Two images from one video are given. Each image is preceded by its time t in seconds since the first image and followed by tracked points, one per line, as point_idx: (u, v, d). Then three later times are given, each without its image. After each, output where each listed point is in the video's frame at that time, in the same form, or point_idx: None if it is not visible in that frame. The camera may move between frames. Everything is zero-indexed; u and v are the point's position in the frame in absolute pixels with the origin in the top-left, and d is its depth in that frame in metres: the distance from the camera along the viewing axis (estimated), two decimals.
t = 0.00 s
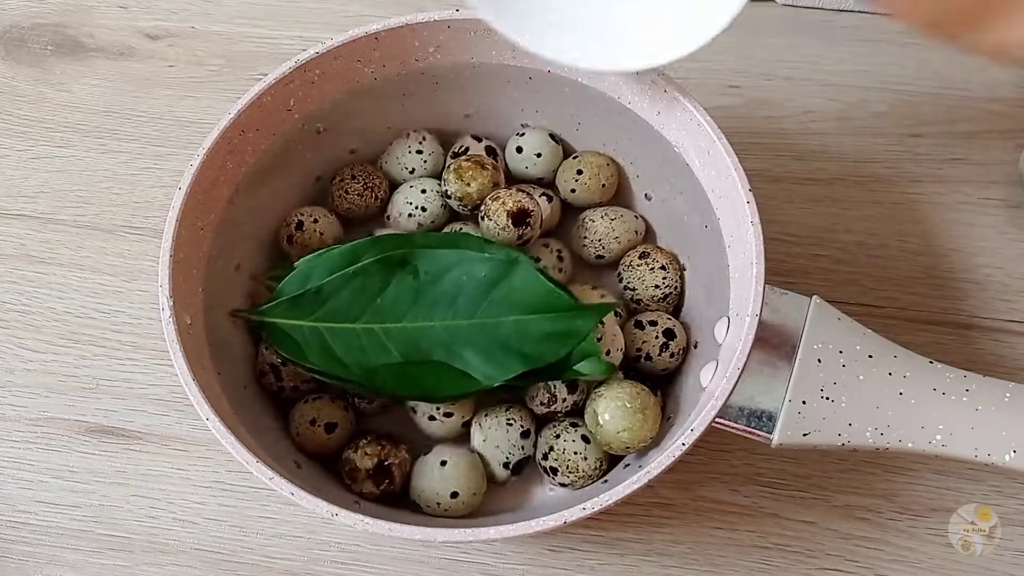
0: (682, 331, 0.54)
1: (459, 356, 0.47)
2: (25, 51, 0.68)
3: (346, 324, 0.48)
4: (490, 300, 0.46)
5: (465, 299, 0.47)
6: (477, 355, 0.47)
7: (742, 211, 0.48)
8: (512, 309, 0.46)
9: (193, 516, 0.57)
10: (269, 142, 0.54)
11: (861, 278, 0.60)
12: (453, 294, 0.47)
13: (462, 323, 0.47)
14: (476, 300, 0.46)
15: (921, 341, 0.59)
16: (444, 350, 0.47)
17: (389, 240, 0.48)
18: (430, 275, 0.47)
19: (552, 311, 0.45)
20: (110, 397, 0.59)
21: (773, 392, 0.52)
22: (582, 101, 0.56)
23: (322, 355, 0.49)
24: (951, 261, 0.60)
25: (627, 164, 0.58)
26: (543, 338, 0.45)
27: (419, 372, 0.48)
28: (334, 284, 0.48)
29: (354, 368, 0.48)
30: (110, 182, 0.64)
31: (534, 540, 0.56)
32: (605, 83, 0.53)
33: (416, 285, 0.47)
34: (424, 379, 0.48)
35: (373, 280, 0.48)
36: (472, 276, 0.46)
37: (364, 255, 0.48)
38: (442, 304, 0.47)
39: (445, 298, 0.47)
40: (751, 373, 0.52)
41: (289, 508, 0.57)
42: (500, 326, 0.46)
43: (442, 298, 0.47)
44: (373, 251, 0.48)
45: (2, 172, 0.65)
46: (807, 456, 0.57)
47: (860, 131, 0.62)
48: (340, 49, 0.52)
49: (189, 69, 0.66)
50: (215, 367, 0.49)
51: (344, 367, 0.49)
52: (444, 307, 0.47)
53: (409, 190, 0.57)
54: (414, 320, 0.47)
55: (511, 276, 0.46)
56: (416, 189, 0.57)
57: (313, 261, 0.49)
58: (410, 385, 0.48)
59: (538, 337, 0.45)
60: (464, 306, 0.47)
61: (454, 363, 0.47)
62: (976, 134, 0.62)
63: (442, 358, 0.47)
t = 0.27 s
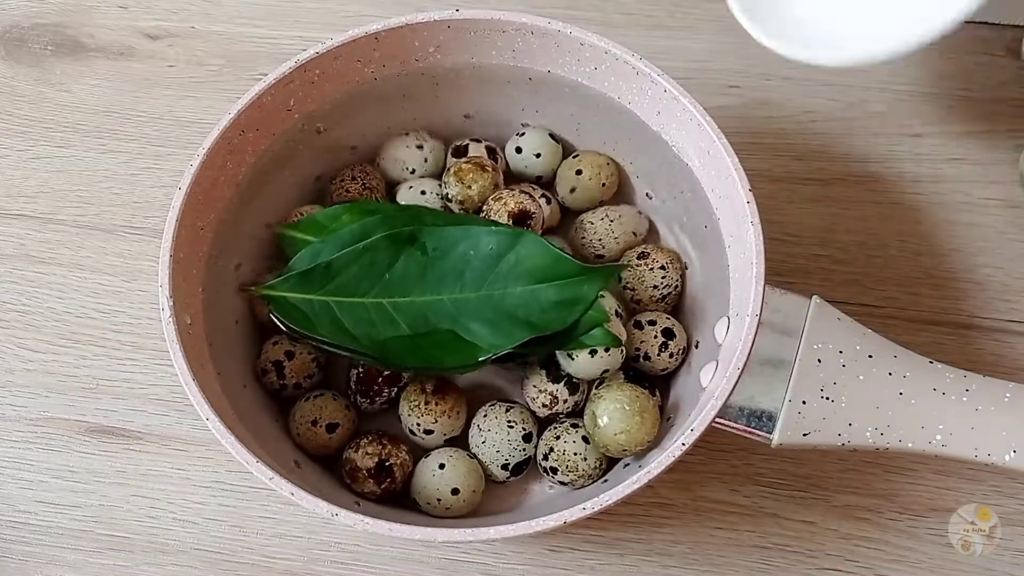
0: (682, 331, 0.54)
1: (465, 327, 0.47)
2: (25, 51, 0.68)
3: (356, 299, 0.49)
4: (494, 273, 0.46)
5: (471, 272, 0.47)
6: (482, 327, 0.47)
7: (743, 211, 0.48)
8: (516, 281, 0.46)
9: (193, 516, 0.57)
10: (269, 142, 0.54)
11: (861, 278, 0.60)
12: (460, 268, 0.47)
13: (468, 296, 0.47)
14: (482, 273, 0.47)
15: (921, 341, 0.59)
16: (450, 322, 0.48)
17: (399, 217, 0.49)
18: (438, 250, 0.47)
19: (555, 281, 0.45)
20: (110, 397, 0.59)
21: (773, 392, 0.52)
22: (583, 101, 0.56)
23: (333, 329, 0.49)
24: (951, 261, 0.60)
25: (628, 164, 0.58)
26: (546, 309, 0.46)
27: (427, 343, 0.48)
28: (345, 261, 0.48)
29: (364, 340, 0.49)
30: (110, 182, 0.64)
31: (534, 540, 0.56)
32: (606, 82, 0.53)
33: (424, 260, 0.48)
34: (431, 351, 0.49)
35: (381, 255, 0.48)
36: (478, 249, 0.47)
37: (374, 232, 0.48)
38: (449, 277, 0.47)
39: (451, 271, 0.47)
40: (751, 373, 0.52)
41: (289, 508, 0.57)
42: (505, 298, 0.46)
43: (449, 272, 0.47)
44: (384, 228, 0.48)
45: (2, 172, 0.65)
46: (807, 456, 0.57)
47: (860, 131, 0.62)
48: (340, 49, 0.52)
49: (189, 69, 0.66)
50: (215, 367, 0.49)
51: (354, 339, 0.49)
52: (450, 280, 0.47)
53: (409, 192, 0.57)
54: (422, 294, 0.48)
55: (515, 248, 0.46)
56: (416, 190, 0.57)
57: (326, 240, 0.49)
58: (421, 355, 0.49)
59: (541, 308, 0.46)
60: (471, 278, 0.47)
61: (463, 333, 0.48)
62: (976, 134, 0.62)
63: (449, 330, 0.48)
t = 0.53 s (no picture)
0: (682, 331, 0.54)
1: (470, 312, 0.46)
2: (25, 51, 0.68)
3: (360, 285, 0.48)
4: (499, 257, 0.46)
5: (475, 257, 0.46)
6: (487, 312, 0.46)
7: (743, 212, 0.48)
8: (520, 266, 0.45)
9: (193, 516, 0.57)
10: (269, 142, 0.54)
11: (861, 278, 0.60)
12: (464, 252, 0.46)
13: (472, 280, 0.46)
14: (486, 259, 0.46)
15: (921, 341, 0.59)
16: (456, 306, 0.47)
17: (403, 203, 0.48)
18: (442, 235, 0.47)
19: (560, 265, 0.45)
20: (110, 397, 0.59)
21: (773, 392, 0.52)
22: (583, 100, 0.56)
23: (336, 314, 0.48)
24: (951, 261, 0.60)
25: (628, 164, 0.58)
26: (552, 294, 0.45)
27: (433, 329, 0.48)
28: (349, 246, 0.47)
29: (368, 326, 0.48)
30: (110, 182, 0.64)
31: (534, 540, 0.56)
32: (606, 82, 0.53)
33: (429, 245, 0.47)
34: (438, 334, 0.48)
35: (385, 241, 0.47)
36: (482, 234, 0.46)
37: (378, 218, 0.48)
38: (453, 262, 0.47)
39: (455, 256, 0.47)
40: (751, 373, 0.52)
41: (289, 508, 0.57)
42: (510, 282, 0.45)
43: (453, 258, 0.47)
44: (388, 214, 0.48)
45: (2, 172, 0.65)
46: (807, 456, 0.57)
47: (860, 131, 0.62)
48: (340, 49, 0.52)
49: (189, 69, 0.66)
50: (215, 367, 0.49)
51: (359, 325, 0.48)
52: (455, 264, 0.47)
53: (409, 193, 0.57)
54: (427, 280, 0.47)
55: (519, 232, 0.45)
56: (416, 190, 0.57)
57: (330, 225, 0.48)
58: (428, 340, 0.48)
59: (546, 293, 0.45)
60: (474, 263, 0.46)
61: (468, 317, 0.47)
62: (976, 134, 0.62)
63: (454, 315, 0.47)
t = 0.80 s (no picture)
0: (682, 331, 0.54)
1: (476, 283, 0.48)
2: (25, 51, 0.68)
3: (368, 252, 0.48)
4: (508, 229, 0.47)
5: (484, 228, 0.47)
6: (493, 281, 0.47)
7: (743, 212, 0.48)
8: (529, 239, 0.46)
9: (193, 516, 0.57)
10: (269, 142, 0.54)
11: (861, 278, 0.60)
12: (473, 224, 0.47)
13: (479, 252, 0.47)
14: (496, 231, 0.47)
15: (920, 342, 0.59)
16: (461, 276, 0.48)
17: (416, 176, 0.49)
18: (452, 209, 0.48)
19: (567, 240, 0.46)
20: (110, 397, 0.59)
21: (773, 392, 0.52)
22: (582, 100, 0.56)
23: (345, 278, 0.49)
24: (951, 261, 0.60)
25: (628, 164, 0.58)
26: (558, 267, 0.46)
27: (437, 298, 0.49)
28: (360, 215, 0.48)
29: (376, 293, 0.49)
30: (110, 182, 0.64)
31: (534, 540, 0.56)
32: (606, 82, 0.53)
33: (438, 217, 0.48)
34: (444, 303, 0.49)
35: (395, 211, 0.48)
36: (493, 208, 0.47)
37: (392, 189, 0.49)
38: (461, 235, 0.48)
39: (464, 229, 0.48)
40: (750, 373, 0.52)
41: (289, 508, 0.57)
42: (517, 254, 0.47)
43: (461, 231, 0.48)
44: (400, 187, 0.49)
45: (2, 172, 0.65)
46: (807, 456, 0.57)
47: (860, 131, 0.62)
48: (340, 49, 0.52)
49: (189, 69, 0.66)
50: (215, 367, 0.49)
51: (365, 291, 0.49)
52: (464, 236, 0.48)
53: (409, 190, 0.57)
54: (434, 250, 0.48)
55: (528, 208, 0.46)
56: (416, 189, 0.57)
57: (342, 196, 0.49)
58: (432, 309, 0.49)
59: (553, 266, 0.46)
60: (483, 235, 0.47)
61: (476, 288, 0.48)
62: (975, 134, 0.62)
63: (460, 285, 0.48)
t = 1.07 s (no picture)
0: (682, 331, 0.54)
1: (476, 283, 0.48)
2: (25, 50, 0.68)
3: (369, 252, 0.49)
4: (508, 229, 0.47)
5: (484, 228, 0.47)
6: (493, 280, 0.47)
7: (743, 212, 0.48)
8: (529, 239, 0.46)
9: (193, 516, 0.57)
10: (269, 142, 0.54)
11: (861, 278, 0.60)
12: (474, 223, 0.47)
13: (479, 252, 0.47)
14: (496, 231, 0.47)
15: (921, 342, 0.59)
16: (462, 275, 0.48)
17: (416, 173, 0.49)
18: (453, 209, 0.48)
19: (567, 240, 0.45)
20: (110, 397, 0.59)
21: (773, 391, 0.52)
22: (582, 100, 0.56)
23: (345, 278, 0.49)
24: (951, 261, 0.60)
25: (628, 164, 0.58)
26: (558, 268, 0.46)
27: (437, 297, 0.49)
28: (360, 214, 0.48)
29: (376, 292, 0.49)
30: (110, 182, 0.64)
31: (534, 540, 0.56)
32: (606, 82, 0.53)
33: (439, 217, 0.48)
34: (443, 302, 0.49)
35: (397, 211, 0.48)
36: (494, 208, 0.47)
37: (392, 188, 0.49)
38: (462, 234, 0.48)
39: (465, 229, 0.48)
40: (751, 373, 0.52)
41: (289, 508, 0.57)
42: (517, 255, 0.47)
43: (462, 231, 0.48)
44: (401, 185, 0.49)
45: (2, 172, 0.65)
46: (807, 456, 0.57)
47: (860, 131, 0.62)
48: (340, 49, 0.52)
49: (189, 69, 0.66)
50: (215, 367, 0.49)
51: (366, 290, 0.49)
52: (464, 236, 0.48)
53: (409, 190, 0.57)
54: (434, 250, 0.48)
55: (528, 208, 0.46)
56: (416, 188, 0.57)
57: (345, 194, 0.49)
58: (432, 308, 0.49)
59: (553, 266, 0.46)
60: (483, 235, 0.47)
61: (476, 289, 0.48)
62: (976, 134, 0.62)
63: (460, 285, 0.48)
